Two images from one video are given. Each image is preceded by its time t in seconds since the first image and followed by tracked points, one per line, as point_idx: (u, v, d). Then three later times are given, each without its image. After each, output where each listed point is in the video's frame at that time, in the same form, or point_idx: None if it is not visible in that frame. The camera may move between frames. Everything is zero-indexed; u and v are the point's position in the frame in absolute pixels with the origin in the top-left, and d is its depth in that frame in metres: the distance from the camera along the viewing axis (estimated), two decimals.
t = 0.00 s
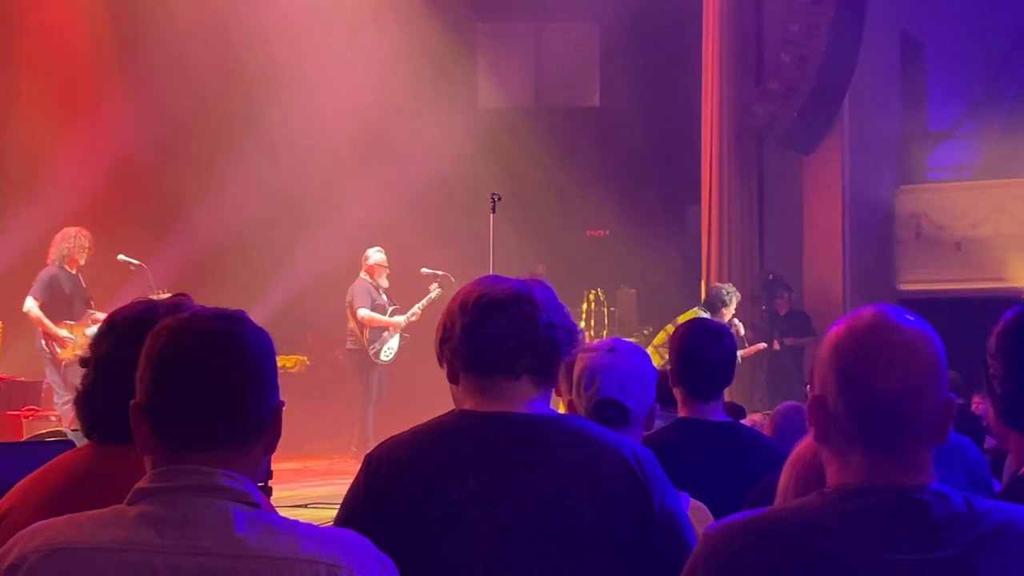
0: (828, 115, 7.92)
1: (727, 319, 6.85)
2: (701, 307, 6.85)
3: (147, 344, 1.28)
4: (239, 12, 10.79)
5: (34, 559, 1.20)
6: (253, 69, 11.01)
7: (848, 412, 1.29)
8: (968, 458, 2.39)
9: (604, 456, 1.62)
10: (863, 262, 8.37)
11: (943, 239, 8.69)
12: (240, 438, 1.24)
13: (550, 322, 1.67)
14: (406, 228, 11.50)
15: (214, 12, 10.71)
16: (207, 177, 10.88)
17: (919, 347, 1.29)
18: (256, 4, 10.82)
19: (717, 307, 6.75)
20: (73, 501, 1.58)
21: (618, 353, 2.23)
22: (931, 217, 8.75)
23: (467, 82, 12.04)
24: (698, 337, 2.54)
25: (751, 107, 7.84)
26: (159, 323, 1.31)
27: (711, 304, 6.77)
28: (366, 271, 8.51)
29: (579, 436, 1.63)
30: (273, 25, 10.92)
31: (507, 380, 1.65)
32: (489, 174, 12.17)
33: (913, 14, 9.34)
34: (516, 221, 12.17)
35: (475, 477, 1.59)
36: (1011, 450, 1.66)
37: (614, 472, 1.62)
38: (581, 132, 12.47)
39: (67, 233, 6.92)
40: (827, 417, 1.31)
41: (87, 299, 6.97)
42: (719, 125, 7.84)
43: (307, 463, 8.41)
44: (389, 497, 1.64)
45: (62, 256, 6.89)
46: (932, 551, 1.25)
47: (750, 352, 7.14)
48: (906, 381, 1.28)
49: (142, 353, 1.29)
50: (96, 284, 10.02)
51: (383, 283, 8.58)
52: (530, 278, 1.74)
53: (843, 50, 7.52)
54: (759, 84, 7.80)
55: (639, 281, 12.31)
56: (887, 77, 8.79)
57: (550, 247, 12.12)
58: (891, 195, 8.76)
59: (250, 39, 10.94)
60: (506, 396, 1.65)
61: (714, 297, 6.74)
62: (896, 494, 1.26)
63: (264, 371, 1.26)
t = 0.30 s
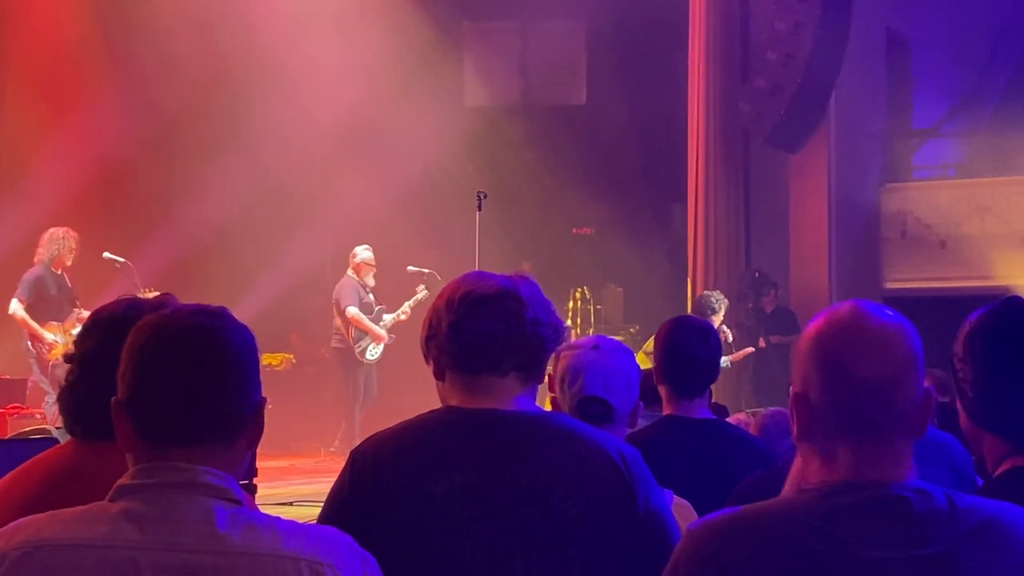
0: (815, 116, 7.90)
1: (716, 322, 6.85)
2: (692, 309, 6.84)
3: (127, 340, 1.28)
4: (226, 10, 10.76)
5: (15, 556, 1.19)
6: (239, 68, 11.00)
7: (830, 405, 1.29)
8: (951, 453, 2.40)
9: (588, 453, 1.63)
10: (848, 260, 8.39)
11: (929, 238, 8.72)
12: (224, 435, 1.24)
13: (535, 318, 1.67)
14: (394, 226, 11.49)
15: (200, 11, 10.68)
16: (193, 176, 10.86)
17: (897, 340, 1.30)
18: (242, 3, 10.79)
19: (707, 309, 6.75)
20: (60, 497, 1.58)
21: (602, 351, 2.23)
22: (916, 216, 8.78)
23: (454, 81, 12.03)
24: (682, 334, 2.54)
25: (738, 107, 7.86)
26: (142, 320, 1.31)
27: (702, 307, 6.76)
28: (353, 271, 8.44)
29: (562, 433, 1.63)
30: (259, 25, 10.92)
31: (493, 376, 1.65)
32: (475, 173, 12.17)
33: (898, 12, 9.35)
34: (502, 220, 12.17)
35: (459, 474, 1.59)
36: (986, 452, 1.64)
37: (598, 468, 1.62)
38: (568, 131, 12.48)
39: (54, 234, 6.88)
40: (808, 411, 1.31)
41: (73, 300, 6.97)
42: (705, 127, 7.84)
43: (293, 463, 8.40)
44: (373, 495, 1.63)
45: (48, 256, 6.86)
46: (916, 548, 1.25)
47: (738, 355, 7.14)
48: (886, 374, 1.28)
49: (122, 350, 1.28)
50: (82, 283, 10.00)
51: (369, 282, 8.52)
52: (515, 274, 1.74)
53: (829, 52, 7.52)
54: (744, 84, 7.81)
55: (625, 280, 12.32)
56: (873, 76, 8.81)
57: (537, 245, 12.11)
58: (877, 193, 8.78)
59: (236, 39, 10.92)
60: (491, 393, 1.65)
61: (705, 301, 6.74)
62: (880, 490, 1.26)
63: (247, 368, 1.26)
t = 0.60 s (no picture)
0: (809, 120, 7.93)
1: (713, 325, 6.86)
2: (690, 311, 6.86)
3: (121, 341, 1.28)
4: (221, 10, 10.76)
5: (9, 557, 1.19)
6: (235, 69, 11.00)
7: (832, 403, 1.30)
8: (944, 455, 2.41)
9: (581, 455, 1.63)
10: (843, 262, 8.39)
11: (924, 239, 8.70)
12: (220, 436, 1.24)
13: (530, 318, 1.67)
14: (388, 228, 11.47)
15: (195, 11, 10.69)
16: (188, 175, 10.84)
17: (897, 340, 1.31)
18: (237, 3, 10.79)
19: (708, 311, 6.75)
20: (53, 498, 1.58)
21: (596, 351, 2.25)
22: (911, 217, 8.77)
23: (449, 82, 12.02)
24: (674, 338, 2.56)
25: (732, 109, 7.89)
26: (135, 321, 1.31)
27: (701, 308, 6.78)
28: (349, 278, 8.46)
29: (556, 435, 1.63)
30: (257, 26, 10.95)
31: (488, 376, 1.65)
32: (469, 173, 12.15)
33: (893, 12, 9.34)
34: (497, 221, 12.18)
35: (454, 473, 1.59)
36: (975, 453, 1.66)
37: (591, 469, 1.63)
38: (564, 133, 12.47)
39: (48, 237, 6.89)
40: (809, 410, 1.32)
41: (66, 301, 6.94)
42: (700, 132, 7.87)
43: (286, 464, 8.41)
44: (366, 495, 1.63)
45: (42, 258, 6.87)
46: (908, 551, 1.26)
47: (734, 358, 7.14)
48: (890, 373, 1.29)
49: (117, 350, 1.28)
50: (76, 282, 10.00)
51: (364, 287, 8.53)
52: (510, 275, 1.75)
53: (825, 53, 7.53)
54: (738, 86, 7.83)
55: (620, 281, 12.32)
56: (869, 78, 8.81)
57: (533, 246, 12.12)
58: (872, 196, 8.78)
59: (232, 39, 10.92)
60: (485, 393, 1.66)
61: (704, 303, 6.73)
62: (876, 492, 1.27)
63: (241, 367, 1.26)
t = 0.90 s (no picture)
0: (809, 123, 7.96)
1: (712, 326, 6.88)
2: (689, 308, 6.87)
3: (122, 343, 1.28)
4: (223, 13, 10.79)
5: (10, 558, 1.19)
6: (236, 70, 11.02)
7: (836, 405, 1.30)
8: (946, 460, 2.41)
9: (584, 458, 1.63)
10: (843, 264, 8.40)
11: (925, 242, 8.72)
12: (220, 438, 1.25)
13: (531, 320, 1.68)
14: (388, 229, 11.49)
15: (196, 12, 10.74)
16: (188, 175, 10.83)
17: (906, 345, 1.31)
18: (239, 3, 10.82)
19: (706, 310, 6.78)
20: (55, 502, 1.59)
21: (596, 354, 2.24)
22: (911, 220, 8.78)
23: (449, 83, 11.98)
24: (672, 342, 2.56)
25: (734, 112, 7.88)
26: (137, 322, 1.31)
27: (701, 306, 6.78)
28: (348, 281, 8.41)
29: (557, 438, 1.63)
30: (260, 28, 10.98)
31: (486, 377, 1.66)
32: (471, 175, 12.15)
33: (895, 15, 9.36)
34: (499, 222, 12.20)
35: (452, 477, 1.60)
36: (979, 449, 1.66)
37: (592, 472, 1.63)
38: (565, 136, 12.49)
39: (50, 234, 6.88)
40: (814, 412, 1.32)
41: (70, 299, 6.95)
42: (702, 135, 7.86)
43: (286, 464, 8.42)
44: (367, 497, 1.63)
45: (45, 256, 6.87)
46: (907, 558, 1.27)
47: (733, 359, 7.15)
48: (896, 375, 1.30)
49: (117, 354, 1.28)
50: (77, 282, 10.01)
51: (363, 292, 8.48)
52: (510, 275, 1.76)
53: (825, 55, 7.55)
54: (740, 89, 7.82)
55: (621, 284, 12.31)
56: (871, 81, 8.83)
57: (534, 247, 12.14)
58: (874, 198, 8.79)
59: (233, 40, 10.96)
60: (484, 395, 1.66)
61: (704, 303, 6.75)
62: (877, 499, 1.27)
63: (242, 370, 1.27)
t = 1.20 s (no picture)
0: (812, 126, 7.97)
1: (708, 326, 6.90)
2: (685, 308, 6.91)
3: (124, 345, 1.28)
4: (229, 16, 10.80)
5: (12, 560, 1.20)
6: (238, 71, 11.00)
7: (840, 406, 1.30)
8: (948, 463, 2.41)
9: (586, 458, 1.62)
10: (848, 267, 8.40)
11: (930, 245, 8.72)
12: (220, 441, 1.25)
13: (535, 318, 1.64)
14: (392, 231, 11.50)
15: (196, 12, 10.71)
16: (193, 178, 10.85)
17: (912, 350, 1.31)
18: (241, 4, 10.79)
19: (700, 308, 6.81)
20: (59, 502, 1.59)
21: (598, 357, 2.25)
22: (918, 222, 8.78)
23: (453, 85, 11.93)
24: (673, 346, 2.57)
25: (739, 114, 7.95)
26: (138, 324, 1.31)
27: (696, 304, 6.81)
28: (343, 281, 8.43)
29: (558, 440, 1.62)
30: (262, 32, 10.99)
31: (488, 380, 1.62)
32: (474, 177, 12.16)
33: (900, 17, 9.33)
34: (503, 225, 12.21)
35: (451, 479, 1.59)
36: (991, 448, 1.65)
37: (595, 473, 1.61)
38: (568, 140, 12.49)
39: (56, 240, 6.91)
40: (818, 415, 1.32)
41: (76, 305, 6.95)
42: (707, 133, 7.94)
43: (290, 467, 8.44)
44: (366, 498, 1.62)
45: (51, 262, 6.87)
46: (907, 563, 1.27)
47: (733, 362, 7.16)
48: (902, 381, 1.30)
49: (119, 356, 1.29)
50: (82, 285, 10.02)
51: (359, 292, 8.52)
52: (514, 268, 1.71)
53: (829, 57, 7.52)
54: (744, 91, 7.85)
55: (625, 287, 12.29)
56: (875, 84, 8.81)
57: (538, 250, 12.15)
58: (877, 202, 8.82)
59: (235, 41, 10.93)
60: (486, 398, 1.63)
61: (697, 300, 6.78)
62: (876, 502, 1.28)
63: (244, 370, 1.27)
